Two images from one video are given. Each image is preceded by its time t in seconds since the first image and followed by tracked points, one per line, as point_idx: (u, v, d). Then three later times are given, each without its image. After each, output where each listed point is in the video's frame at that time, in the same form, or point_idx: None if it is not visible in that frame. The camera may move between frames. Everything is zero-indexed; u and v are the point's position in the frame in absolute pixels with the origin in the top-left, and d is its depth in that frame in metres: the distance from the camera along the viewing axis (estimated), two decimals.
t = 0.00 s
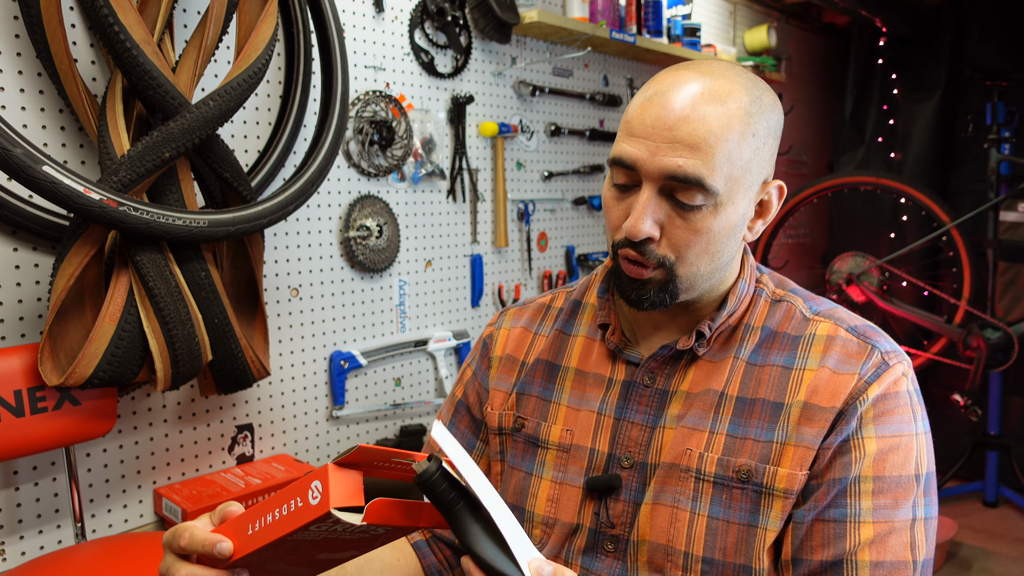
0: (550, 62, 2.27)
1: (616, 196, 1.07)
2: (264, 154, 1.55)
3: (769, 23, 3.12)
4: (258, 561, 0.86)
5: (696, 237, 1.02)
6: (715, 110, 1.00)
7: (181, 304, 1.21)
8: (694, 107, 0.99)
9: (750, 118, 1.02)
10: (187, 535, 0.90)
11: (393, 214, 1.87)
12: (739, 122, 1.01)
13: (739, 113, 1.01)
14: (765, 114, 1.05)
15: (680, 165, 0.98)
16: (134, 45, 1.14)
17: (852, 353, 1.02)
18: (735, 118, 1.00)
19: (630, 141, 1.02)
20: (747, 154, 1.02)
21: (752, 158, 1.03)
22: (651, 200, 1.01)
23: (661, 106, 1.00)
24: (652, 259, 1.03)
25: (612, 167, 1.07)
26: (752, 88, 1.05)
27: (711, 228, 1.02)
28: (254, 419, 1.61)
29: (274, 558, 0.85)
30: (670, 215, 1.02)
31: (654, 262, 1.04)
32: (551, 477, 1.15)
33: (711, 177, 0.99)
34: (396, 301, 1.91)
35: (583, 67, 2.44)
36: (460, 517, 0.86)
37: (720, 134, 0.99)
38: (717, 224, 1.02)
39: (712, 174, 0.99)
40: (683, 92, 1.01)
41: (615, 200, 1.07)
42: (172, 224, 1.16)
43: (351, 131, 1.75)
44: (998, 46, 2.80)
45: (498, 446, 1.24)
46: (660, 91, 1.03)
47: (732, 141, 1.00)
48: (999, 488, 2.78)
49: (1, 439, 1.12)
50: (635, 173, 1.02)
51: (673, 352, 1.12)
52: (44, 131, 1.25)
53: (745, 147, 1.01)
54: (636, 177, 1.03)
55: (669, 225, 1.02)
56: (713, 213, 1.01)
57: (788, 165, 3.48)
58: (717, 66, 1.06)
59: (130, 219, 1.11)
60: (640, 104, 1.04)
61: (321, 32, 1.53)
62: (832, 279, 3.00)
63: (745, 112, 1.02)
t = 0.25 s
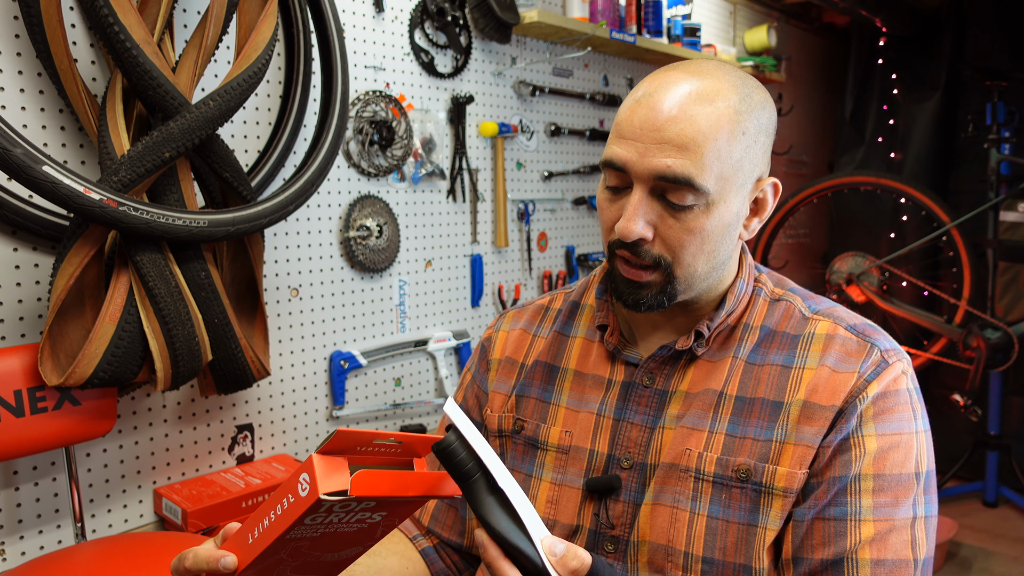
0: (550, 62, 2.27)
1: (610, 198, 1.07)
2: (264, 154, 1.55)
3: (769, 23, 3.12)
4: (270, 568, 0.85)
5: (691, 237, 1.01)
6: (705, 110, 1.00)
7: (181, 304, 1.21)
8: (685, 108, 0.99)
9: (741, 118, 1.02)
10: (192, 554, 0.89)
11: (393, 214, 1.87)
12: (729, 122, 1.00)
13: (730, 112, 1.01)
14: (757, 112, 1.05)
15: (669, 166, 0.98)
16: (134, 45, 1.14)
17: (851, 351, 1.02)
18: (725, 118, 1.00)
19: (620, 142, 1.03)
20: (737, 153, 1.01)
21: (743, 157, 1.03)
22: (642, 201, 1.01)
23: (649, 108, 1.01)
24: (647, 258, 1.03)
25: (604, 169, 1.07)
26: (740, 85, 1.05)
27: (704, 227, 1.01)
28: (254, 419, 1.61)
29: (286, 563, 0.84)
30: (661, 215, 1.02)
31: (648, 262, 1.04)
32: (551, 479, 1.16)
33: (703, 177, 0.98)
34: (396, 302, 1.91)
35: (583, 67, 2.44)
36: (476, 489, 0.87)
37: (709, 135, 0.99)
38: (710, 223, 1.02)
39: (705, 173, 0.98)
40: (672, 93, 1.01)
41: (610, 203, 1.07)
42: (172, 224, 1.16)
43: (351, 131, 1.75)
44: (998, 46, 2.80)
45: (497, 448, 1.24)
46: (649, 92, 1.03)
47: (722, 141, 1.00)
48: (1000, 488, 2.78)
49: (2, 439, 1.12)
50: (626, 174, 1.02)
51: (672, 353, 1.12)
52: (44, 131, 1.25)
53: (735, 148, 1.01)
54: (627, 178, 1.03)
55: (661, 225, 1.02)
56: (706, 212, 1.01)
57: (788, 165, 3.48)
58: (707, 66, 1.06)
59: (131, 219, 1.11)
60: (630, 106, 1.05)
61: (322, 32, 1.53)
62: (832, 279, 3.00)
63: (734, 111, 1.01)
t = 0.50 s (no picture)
0: (550, 62, 2.27)
1: (602, 207, 1.06)
2: (264, 154, 1.54)
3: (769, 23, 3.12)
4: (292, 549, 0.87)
5: (680, 249, 1.01)
6: (697, 123, 0.98)
7: (181, 304, 1.21)
8: (681, 122, 0.98)
9: (735, 130, 1.01)
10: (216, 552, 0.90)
11: (393, 214, 1.87)
12: (721, 135, 0.99)
13: (725, 127, 1.00)
14: (753, 127, 1.04)
15: (658, 180, 0.97)
16: (134, 45, 1.14)
17: (848, 354, 1.02)
18: (718, 131, 0.99)
19: (613, 153, 1.02)
20: (730, 167, 1.00)
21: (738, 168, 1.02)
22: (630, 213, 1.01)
23: (642, 119, 1.00)
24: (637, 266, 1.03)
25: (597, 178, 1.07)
26: (736, 94, 1.04)
27: (695, 240, 1.01)
28: (254, 419, 1.61)
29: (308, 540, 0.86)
30: (650, 226, 1.01)
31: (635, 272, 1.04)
32: (548, 480, 1.16)
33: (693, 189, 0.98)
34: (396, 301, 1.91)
35: (583, 67, 2.44)
36: (474, 487, 0.92)
37: (701, 150, 0.98)
38: (701, 236, 1.01)
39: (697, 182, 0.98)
40: (668, 102, 1.00)
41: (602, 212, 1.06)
42: (172, 224, 1.16)
43: (351, 131, 1.75)
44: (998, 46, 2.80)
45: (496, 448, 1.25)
46: (643, 102, 1.02)
47: (714, 155, 0.98)
48: (1000, 488, 2.78)
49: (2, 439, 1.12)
50: (617, 185, 1.02)
51: (669, 356, 1.11)
52: (44, 131, 1.25)
53: (729, 163, 1.00)
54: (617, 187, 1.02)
55: (651, 237, 1.02)
56: (696, 226, 1.00)
57: (788, 165, 3.48)
58: (707, 75, 1.05)
59: (130, 219, 1.11)
60: (625, 115, 1.04)
61: (322, 32, 1.53)
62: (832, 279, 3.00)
63: (731, 115, 1.01)
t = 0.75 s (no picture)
0: (550, 62, 2.27)
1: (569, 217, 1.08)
2: (264, 154, 1.55)
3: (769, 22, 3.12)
4: (325, 499, 0.79)
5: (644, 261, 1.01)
6: (641, 140, 0.97)
7: (181, 304, 1.21)
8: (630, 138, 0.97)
9: (684, 147, 0.98)
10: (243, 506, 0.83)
11: (393, 214, 1.87)
12: (667, 153, 0.97)
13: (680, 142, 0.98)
14: (716, 140, 1.00)
15: (599, 198, 0.98)
16: (134, 45, 1.14)
17: (848, 361, 1.02)
18: (662, 149, 0.97)
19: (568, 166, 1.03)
20: (679, 185, 0.98)
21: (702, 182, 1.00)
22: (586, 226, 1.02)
23: (591, 133, 1.00)
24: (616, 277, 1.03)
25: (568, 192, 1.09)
26: (700, 105, 1.01)
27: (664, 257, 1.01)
28: (254, 419, 1.61)
29: (341, 492, 0.79)
30: (608, 245, 1.02)
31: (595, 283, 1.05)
32: (544, 484, 1.17)
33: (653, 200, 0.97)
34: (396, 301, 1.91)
35: (583, 67, 2.44)
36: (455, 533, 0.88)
37: (644, 167, 0.96)
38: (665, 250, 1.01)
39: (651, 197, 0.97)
40: (624, 115, 0.99)
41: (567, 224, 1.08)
42: (172, 224, 1.16)
43: (351, 131, 1.75)
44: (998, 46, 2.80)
45: (494, 451, 1.26)
46: (599, 115, 1.02)
47: (655, 174, 0.97)
48: (1000, 488, 2.78)
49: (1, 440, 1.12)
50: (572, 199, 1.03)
51: (664, 362, 1.11)
52: (44, 131, 1.25)
53: (678, 184, 0.98)
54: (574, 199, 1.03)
55: (605, 250, 1.02)
56: (646, 240, 1.00)
57: (788, 165, 3.48)
58: (673, 83, 1.02)
59: (130, 219, 1.11)
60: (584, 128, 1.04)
61: (322, 32, 1.53)
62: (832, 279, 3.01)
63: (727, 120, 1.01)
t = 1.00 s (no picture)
0: (549, 62, 2.27)
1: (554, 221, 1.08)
2: (264, 154, 1.54)
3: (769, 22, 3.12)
4: (316, 492, 0.78)
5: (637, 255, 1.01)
6: (606, 145, 0.97)
7: (181, 304, 1.21)
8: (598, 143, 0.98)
9: (650, 150, 0.98)
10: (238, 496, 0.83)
11: (393, 214, 1.86)
12: (633, 156, 0.97)
13: (646, 143, 0.98)
14: (685, 140, 1.01)
15: (571, 205, 0.98)
16: (134, 45, 1.14)
17: (840, 356, 1.02)
18: (628, 153, 0.97)
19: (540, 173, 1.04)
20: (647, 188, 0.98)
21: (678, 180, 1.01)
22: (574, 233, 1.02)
23: (559, 140, 1.01)
24: (602, 279, 1.03)
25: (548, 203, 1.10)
26: (666, 106, 1.01)
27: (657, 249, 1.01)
28: (254, 419, 1.61)
29: (333, 484, 0.77)
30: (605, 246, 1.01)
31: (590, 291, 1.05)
32: (539, 487, 1.17)
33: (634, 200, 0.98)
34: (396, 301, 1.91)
35: (583, 67, 2.44)
36: (443, 550, 0.88)
37: (611, 171, 0.97)
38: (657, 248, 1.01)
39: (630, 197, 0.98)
40: (591, 121, 0.99)
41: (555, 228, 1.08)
42: (172, 224, 1.16)
43: (351, 131, 1.75)
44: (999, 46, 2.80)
45: (489, 455, 1.25)
46: (567, 120, 1.03)
47: (621, 177, 0.97)
48: (1000, 488, 2.78)
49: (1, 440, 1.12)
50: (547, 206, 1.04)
51: (656, 361, 1.11)
52: (44, 131, 1.25)
53: (647, 184, 0.98)
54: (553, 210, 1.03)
55: (586, 255, 1.03)
56: (624, 243, 1.00)
57: (788, 165, 3.48)
58: (640, 86, 1.03)
59: (130, 219, 1.11)
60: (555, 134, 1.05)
61: (322, 32, 1.53)
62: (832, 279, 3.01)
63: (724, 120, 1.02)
